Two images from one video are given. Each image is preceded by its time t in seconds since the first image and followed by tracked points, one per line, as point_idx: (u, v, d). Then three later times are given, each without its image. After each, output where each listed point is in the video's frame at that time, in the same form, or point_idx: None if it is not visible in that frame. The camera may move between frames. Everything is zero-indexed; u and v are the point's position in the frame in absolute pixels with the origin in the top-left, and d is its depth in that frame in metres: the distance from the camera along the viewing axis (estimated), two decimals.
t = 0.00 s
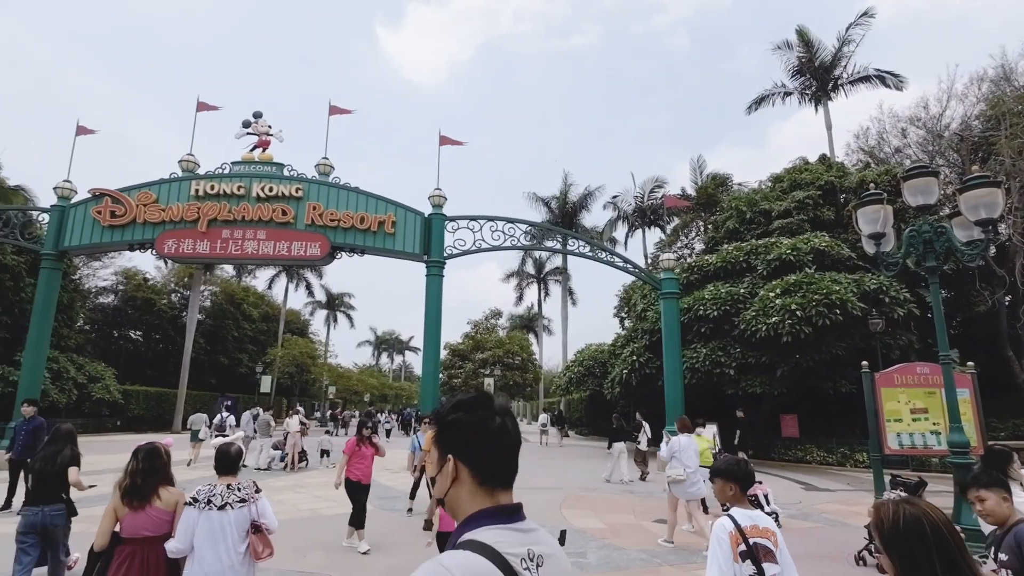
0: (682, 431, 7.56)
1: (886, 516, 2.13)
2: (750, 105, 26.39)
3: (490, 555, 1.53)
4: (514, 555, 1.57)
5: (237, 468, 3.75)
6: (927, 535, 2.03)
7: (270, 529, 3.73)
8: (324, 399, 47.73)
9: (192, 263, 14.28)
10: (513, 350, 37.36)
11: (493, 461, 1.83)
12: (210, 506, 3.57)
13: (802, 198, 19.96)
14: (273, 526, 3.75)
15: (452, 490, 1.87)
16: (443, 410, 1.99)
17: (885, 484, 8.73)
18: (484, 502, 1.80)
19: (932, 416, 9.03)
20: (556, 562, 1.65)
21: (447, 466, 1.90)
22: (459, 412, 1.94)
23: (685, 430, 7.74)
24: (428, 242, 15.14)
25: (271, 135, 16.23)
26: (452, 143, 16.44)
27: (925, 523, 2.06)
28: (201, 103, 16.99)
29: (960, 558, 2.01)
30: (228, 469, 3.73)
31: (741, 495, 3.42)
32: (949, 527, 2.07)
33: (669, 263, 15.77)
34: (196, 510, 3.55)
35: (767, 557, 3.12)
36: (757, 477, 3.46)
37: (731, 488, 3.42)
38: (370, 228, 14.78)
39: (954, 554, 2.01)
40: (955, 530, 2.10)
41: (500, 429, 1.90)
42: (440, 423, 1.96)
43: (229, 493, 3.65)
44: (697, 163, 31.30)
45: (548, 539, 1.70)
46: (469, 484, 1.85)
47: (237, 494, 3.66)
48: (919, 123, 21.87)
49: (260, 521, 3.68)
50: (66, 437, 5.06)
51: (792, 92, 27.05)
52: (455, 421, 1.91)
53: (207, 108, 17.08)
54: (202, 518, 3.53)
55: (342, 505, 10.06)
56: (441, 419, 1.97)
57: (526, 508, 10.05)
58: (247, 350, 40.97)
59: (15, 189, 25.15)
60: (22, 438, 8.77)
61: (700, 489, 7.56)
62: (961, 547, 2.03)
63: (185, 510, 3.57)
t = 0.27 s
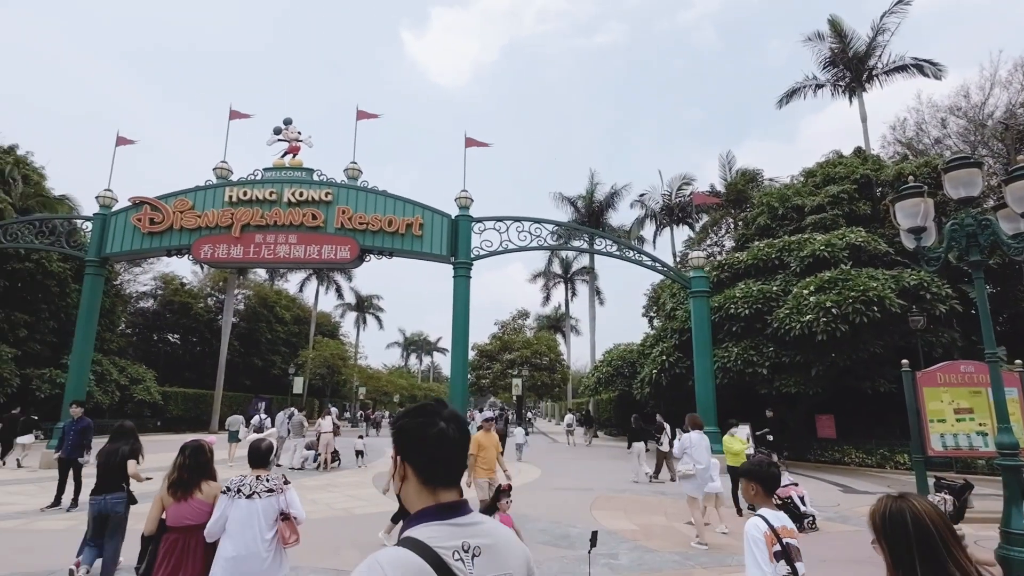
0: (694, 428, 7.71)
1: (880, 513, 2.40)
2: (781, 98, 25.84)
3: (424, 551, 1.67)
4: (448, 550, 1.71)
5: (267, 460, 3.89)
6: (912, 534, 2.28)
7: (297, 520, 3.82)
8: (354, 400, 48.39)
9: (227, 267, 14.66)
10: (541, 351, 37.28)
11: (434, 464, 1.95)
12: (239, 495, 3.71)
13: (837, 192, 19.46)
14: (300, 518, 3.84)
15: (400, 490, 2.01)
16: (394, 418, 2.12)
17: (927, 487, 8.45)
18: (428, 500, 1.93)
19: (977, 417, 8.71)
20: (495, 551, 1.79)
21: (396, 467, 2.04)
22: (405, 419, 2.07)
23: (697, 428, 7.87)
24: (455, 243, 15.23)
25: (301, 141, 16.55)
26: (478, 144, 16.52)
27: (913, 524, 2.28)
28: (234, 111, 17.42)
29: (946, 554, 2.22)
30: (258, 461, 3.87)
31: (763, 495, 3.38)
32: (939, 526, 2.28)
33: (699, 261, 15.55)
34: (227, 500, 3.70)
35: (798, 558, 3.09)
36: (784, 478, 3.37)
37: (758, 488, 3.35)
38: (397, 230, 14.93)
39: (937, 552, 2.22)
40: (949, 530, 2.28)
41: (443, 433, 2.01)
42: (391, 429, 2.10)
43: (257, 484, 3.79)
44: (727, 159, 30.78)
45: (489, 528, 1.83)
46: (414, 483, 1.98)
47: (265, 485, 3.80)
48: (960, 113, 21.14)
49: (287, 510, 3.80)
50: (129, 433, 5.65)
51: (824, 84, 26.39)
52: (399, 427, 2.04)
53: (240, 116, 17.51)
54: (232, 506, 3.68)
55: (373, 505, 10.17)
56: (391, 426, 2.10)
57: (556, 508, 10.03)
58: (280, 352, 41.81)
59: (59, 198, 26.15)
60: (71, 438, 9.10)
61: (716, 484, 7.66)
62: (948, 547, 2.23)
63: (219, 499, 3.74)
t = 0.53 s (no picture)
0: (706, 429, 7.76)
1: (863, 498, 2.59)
2: (807, 92, 25.34)
3: (386, 534, 1.88)
4: (409, 532, 1.91)
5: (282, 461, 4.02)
6: (873, 515, 2.47)
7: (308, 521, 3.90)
8: (378, 400, 48.86)
9: (253, 270, 14.94)
10: (564, 350, 37.18)
11: (401, 454, 2.07)
12: (253, 494, 3.88)
13: (866, 186, 19.01)
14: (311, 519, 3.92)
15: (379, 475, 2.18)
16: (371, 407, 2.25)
17: (963, 489, 8.20)
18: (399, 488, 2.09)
19: (1017, 416, 8.43)
20: (455, 532, 1.96)
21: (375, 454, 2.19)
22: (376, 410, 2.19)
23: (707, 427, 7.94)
24: (477, 243, 15.28)
25: (324, 145, 16.77)
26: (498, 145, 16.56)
27: (879, 506, 2.46)
28: (259, 117, 17.74)
29: (899, 535, 2.38)
30: (274, 461, 4.01)
31: (756, 497, 3.33)
32: (908, 512, 2.41)
33: (723, 259, 15.36)
34: (244, 497, 3.90)
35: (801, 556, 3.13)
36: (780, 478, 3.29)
37: (757, 491, 3.29)
38: (419, 231, 15.03)
39: (894, 533, 2.39)
40: (923, 517, 2.42)
41: (408, 424, 2.12)
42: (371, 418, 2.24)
43: (270, 484, 3.92)
44: (751, 155, 30.30)
45: (453, 510, 2.00)
46: (387, 469, 2.13)
47: (277, 486, 3.92)
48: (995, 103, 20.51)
49: (297, 510, 3.90)
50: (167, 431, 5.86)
51: (852, 76, 25.81)
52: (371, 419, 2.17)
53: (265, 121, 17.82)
54: (247, 504, 3.86)
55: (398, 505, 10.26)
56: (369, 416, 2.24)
57: (580, 509, 9.99)
58: (305, 352, 42.42)
59: (93, 204, 26.92)
60: (107, 438, 9.33)
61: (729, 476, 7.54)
62: (903, 531, 2.37)
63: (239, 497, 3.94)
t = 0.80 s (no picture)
0: (715, 425, 8.01)
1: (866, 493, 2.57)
2: (831, 84, 24.84)
3: (381, 520, 1.99)
4: (401, 519, 2.01)
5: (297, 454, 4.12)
6: (865, 508, 2.47)
7: (316, 514, 3.94)
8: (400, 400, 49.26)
9: (277, 272, 15.16)
10: (585, 349, 37.07)
11: (395, 450, 2.17)
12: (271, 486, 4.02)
13: (893, 180, 18.57)
14: (320, 511, 3.96)
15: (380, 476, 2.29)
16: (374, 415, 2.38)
17: (999, 490, 7.96)
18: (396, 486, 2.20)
19: None
20: (442, 521, 2.04)
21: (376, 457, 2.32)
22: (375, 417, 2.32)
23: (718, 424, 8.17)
24: (497, 243, 15.30)
25: (345, 147, 16.96)
26: (517, 144, 16.58)
27: (868, 497, 2.47)
28: (282, 121, 18.04)
29: (886, 528, 2.36)
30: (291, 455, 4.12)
31: (730, 499, 3.32)
32: (901, 506, 2.36)
33: (747, 255, 15.15)
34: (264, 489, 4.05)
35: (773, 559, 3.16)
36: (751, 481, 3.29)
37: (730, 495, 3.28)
38: (440, 232, 15.10)
39: (882, 525, 2.37)
40: (914, 511, 2.35)
41: (403, 426, 2.23)
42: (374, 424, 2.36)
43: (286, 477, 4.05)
44: (774, 150, 29.83)
45: (443, 503, 2.09)
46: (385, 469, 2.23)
47: (290, 479, 4.02)
48: None
49: (305, 503, 3.95)
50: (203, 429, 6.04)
51: (878, 67, 25.22)
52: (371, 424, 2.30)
53: (288, 125, 18.10)
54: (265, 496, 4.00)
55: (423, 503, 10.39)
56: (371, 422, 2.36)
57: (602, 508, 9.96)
58: (328, 353, 42.98)
59: (123, 209, 27.65)
60: (140, 437, 9.55)
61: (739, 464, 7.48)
62: (889, 521, 2.35)
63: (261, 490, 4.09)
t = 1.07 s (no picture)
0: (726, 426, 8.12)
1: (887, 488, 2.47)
2: (860, 74, 24.24)
3: (390, 499, 2.33)
4: (408, 498, 2.35)
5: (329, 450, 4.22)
6: (891, 507, 2.36)
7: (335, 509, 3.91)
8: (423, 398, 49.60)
9: (303, 273, 15.37)
10: (608, 348, 36.84)
11: (406, 440, 2.52)
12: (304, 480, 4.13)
13: (926, 171, 18.04)
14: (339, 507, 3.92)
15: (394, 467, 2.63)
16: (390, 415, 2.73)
17: None
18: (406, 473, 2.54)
19: None
20: (442, 501, 2.38)
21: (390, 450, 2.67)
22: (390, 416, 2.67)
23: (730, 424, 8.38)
24: (519, 242, 15.31)
25: (368, 149, 17.14)
26: (538, 142, 16.55)
27: (893, 496, 2.36)
28: (306, 124, 18.30)
29: (918, 532, 2.25)
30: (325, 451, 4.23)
31: (702, 485, 3.57)
32: (929, 504, 2.28)
33: (773, 251, 14.89)
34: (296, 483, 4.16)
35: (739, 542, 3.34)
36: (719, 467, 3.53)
37: (699, 481, 3.55)
38: (462, 231, 15.16)
39: (915, 525, 2.26)
40: (943, 513, 2.27)
41: (411, 422, 2.57)
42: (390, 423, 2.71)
43: (316, 472, 4.13)
44: (800, 143, 29.23)
45: (443, 488, 2.44)
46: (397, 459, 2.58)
47: (319, 474, 4.11)
48: None
49: (327, 496, 3.99)
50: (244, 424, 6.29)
51: (909, 56, 24.52)
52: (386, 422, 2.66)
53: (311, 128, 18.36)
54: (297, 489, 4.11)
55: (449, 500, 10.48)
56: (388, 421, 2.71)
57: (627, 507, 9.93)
58: (353, 352, 43.52)
59: (154, 213, 28.36)
60: (172, 435, 9.80)
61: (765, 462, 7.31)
62: (926, 520, 2.25)
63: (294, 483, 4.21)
